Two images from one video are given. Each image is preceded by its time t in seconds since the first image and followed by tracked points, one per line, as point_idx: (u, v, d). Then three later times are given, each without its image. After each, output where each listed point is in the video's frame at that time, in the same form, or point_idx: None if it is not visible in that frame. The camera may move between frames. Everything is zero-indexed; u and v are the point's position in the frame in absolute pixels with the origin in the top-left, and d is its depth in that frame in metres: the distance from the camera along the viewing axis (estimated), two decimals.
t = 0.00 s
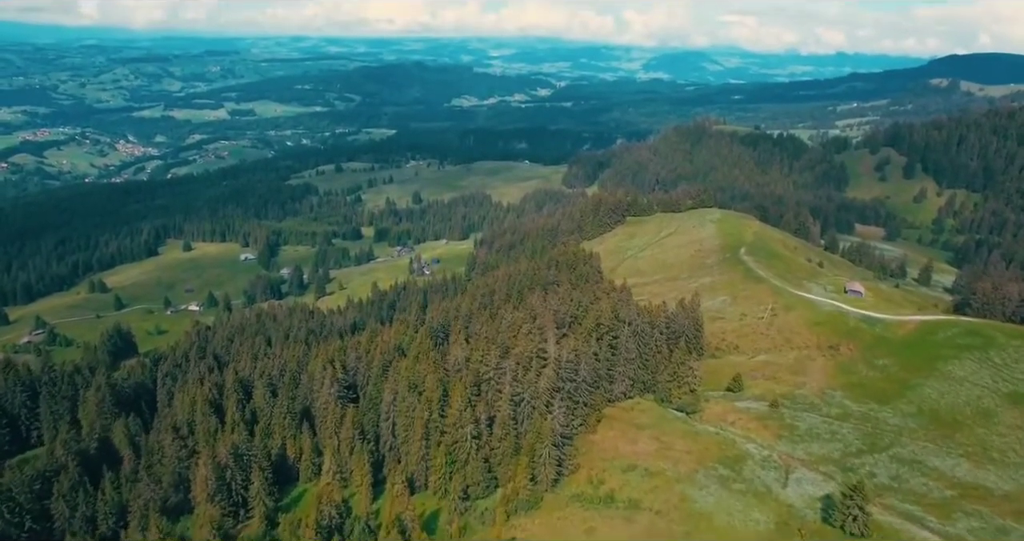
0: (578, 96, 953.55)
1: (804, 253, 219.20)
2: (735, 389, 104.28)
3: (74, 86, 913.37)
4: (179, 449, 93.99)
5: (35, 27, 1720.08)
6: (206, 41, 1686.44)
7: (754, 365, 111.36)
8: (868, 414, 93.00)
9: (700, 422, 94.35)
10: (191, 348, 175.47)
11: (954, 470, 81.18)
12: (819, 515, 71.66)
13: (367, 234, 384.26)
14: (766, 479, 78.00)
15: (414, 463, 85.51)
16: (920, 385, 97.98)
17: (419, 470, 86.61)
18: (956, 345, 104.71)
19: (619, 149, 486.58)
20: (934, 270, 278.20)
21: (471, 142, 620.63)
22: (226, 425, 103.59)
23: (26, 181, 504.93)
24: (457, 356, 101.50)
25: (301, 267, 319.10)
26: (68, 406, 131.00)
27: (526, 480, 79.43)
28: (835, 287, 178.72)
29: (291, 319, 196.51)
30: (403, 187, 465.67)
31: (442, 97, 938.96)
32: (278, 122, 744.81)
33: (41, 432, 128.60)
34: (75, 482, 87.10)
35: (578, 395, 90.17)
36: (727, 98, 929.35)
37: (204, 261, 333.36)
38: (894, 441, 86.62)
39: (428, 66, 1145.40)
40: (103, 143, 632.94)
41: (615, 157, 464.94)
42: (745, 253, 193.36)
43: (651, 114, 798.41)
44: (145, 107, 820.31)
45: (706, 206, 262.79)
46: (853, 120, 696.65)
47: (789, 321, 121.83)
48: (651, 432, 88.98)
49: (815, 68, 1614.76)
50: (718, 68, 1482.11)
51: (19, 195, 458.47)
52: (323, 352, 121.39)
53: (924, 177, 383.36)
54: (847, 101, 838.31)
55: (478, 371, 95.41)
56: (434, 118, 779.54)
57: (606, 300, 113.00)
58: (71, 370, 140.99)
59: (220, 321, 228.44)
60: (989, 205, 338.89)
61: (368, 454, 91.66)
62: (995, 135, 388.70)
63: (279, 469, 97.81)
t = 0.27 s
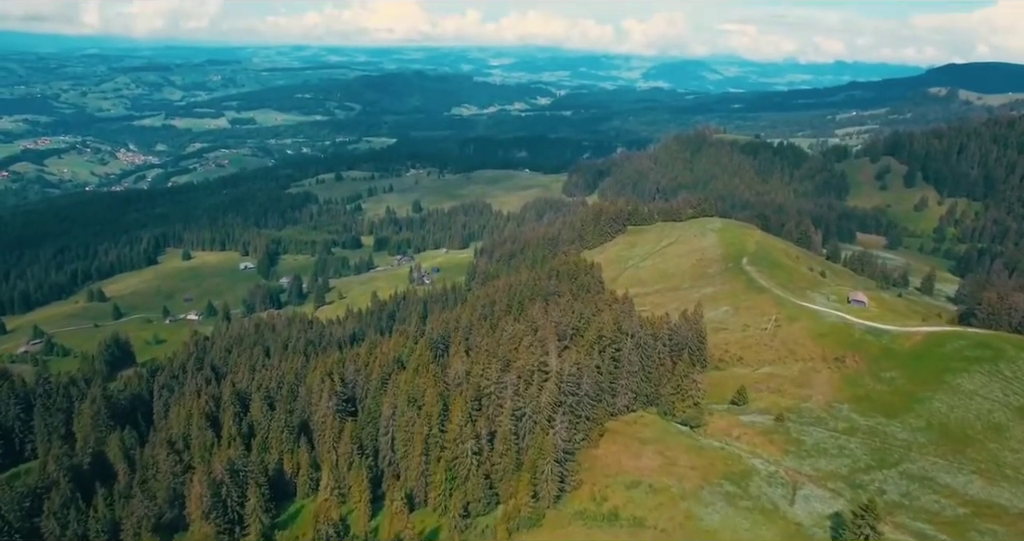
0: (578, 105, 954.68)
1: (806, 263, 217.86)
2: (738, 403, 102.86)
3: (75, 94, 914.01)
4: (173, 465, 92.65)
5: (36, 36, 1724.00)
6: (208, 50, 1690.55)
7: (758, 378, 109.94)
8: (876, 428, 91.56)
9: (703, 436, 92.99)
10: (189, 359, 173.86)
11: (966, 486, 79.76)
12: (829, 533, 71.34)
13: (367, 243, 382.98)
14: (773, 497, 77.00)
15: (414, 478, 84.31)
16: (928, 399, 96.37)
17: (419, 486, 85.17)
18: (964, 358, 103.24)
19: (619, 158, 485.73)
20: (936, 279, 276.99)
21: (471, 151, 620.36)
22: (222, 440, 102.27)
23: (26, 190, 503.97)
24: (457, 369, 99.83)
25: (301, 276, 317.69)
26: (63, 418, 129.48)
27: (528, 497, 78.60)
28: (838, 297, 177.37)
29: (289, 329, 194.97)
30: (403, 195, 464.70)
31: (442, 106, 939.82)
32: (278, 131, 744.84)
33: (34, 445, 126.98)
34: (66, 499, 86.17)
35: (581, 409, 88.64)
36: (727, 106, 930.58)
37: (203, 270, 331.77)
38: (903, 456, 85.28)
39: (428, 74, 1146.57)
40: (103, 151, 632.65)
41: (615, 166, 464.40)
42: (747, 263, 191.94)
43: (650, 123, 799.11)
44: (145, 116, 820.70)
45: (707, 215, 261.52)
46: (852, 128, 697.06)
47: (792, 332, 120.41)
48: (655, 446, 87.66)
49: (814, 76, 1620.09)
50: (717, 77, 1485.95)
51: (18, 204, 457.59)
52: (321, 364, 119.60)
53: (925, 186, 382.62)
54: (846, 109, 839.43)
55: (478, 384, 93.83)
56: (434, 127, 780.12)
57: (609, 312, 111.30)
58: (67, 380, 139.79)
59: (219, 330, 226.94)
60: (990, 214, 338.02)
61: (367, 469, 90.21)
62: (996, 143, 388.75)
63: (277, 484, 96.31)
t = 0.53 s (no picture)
0: (578, 114, 955.12)
1: (808, 272, 216.34)
2: (743, 416, 101.22)
3: (76, 103, 914.57)
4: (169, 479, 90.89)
5: (39, 45, 1728.62)
6: (209, 58, 1695.48)
7: (762, 390, 108.35)
8: (884, 443, 90.15)
9: (708, 451, 91.35)
10: (187, 369, 172.26)
11: (978, 503, 78.16)
12: None
13: (367, 251, 381.38)
14: (780, 515, 75.28)
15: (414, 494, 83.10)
16: (937, 412, 94.78)
17: (418, 502, 83.48)
18: (973, 371, 101.65)
19: (620, 166, 484.70)
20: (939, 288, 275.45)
21: (471, 159, 620.27)
22: (218, 453, 100.73)
23: (26, 198, 503.16)
24: (458, 382, 98.21)
25: (300, 285, 316.26)
26: (57, 431, 127.51)
27: (530, 513, 79.76)
28: (841, 307, 175.85)
29: (288, 338, 193.38)
30: (403, 204, 463.42)
31: (442, 114, 940.45)
32: (278, 139, 744.84)
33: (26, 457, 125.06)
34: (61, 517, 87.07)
35: (583, 424, 87.25)
36: (726, 115, 931.59)
37: (202, 278, 330.07)
38: (913, 472, 83.70)
39: (428, 83, 1148.70)
40: (104, 160, 631.97)
41: (615, 174, 463.80)
42: (749, 273, 190.45)
43: (650, 131, 799.63)
44: (146, 124, 821.01)
45: (708, 223, 259.96)
46: (852, 136, 697.09)
47: (797, 343, 118.75)
48: (658, 461, 86.10)
49: (813, 85, 1624.07)
50: (717, 85, 1488.89)
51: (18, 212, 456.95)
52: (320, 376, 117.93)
53: (925, 194, 381.64)
54: (845, 117, 839.70)
55: (479, 398, 92.26)
56: (434, 135, 780.51)
57: (611, 324, 109.68)
58: (62, 392, 137.86)
59: (218, 340, 225.43)
60: (992, 223, 336.76)
61: (366, 484, 88.66)
62: (996, 152, 388.01)
63: (273, 499, 94.50)
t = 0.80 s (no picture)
0: (578, 121, 955.86)
1: (810, 280, 214.98)
2: (747, 427, 99.78)
3: (77, 110, 914.99)
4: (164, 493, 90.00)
5: (40, 53, 1732.57)
6: (210, 65, 1699.03)
7: (766, 401, 106.87)
8: (891, 456, 88.85)
9: (712, 463, 89.90)
10: (185, 379, 170.52)
11: (990, 519, 76.75)
12: None
13: (366, 259, 380.11)
14: (787, 530, 73.86)
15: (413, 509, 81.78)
16: (944, 424, 93.61)
17: (417, 517, 82.19)
18: (981, 382, 100.30)
19: (620, 173, 483.82)
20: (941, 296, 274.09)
21: (471, 166, 620.13)
22: (214, 465, 99.39)
23: (26, 206, 502.05)
24: (457, 393, 96.79)
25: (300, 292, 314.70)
26: (51, 442, 125.83)
27: (533, 527, 79.17)
28: (844, 315, 174.52)
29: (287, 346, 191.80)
30: (403, 211, 462.37)
31: (442, 121, 940.90)
32: (278, 146, 744.73)
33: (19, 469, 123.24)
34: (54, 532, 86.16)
35: (585, 436, 86.12)
36: (726, 122, 932.24)
37: (201, 286, 328.60)
38: (922, 486, 82.36)
39: (428, 90, 1150.17)
40: (105, 167, 631.45)
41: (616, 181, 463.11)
42: (751, 281, 189.06)
43: (650, 138, 799.64)
44: (147, 131, 820.97)
45: (709, 231, 258.62)
46: (852, 144, 697.04)
47: (801, 353, 117.22)
48: (661, 474, 84.67)
49: (812, 92, 1626.66)
50: (716, 92, 1491.53)
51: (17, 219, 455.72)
52: (318, 387, 116.37)
53: (926, 201, 380.75)
54: (845, 124, 840.02)
55: (479, 410, 90.96)
56: (434, 142, 780.67)
57: (613, 334, 108.22)
58: (58, 402, 136.24)
59: (217, 348, 223.79)
60: (993, 230, 335.76)
61: (364, 498, 87.27)
62: (996, 159, 387.67)
63: (271, 513, 93.39)
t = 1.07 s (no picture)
0: (577, 129, 956.36)
1: (812, 289, 213.47)
2: (752, 440, 97.92)
3: (78, 118, 915.68)
4: (157, 511, 88.57)
5: (43, 62, 1739.21)
6: (211, 74, 1703.95)
7: (770, 414, 105.13)
8: (900, 471, 87.37)
9: (716, 478, 88.17)
10: (182, 391, 168.73)
11: (1005, 538, 75.10)
12: None
13: (366, 267, 378.56)
14: None
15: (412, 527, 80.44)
16: (953, 438, 92.28)
17: (416, 534, 80.92)
18: (990, 395, 98.89)
19: (620, 182, 482.72)
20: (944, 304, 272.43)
21: (471, 175, 619.74)
22: (210, 481, 97.95)
23: (26, 214, 501.29)
24: (457, 407, 95.24)
25: (299, 301, 313.05)
26: (45, 454, 124.07)
27: None
28: (847, 325, 172.89)
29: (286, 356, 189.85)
30: (403, 219, 461.05)
31: (442, 130, 941.19)
32: (279, 154, 744.58)
33: (13, 482, 121.40)
34: None
35: (587, 451, 84.77)
36: (725, 130, 932.40)
37: (201, 294, 326.99)
38: (933, 503, 80.82)
39: (428, 99, 1151.81)
40: (105, 175, 630.83)
41: (616, 190, 462.34)
42: (754, 290, 187.44)
43: (650, 147, 799.94)
44: (147, 139, 821.21)
45: (711, 239, 257.05)
46: (851, 152, 697.03)
47: (805, 364, 115.52)
48: (665, 489, 82.78)
49: (811, 100, 1630.52)
50: (716, 101, 1494.42)
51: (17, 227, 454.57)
52: (316, 399, 114.75)
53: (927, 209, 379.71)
54: (844, 132, 840.19)
55: (480, 424, 89.67)
56: (434, 150, 780.73)
57: (615, 346, 106.64)
58: (52, 414, 134.40)
59: (215, 358, 222.03)
60: (994, 239, 334.51)
61: (363, 514, 85.76)
62: (997, 167, 386.85)
63: (267, 529, 91.69)
